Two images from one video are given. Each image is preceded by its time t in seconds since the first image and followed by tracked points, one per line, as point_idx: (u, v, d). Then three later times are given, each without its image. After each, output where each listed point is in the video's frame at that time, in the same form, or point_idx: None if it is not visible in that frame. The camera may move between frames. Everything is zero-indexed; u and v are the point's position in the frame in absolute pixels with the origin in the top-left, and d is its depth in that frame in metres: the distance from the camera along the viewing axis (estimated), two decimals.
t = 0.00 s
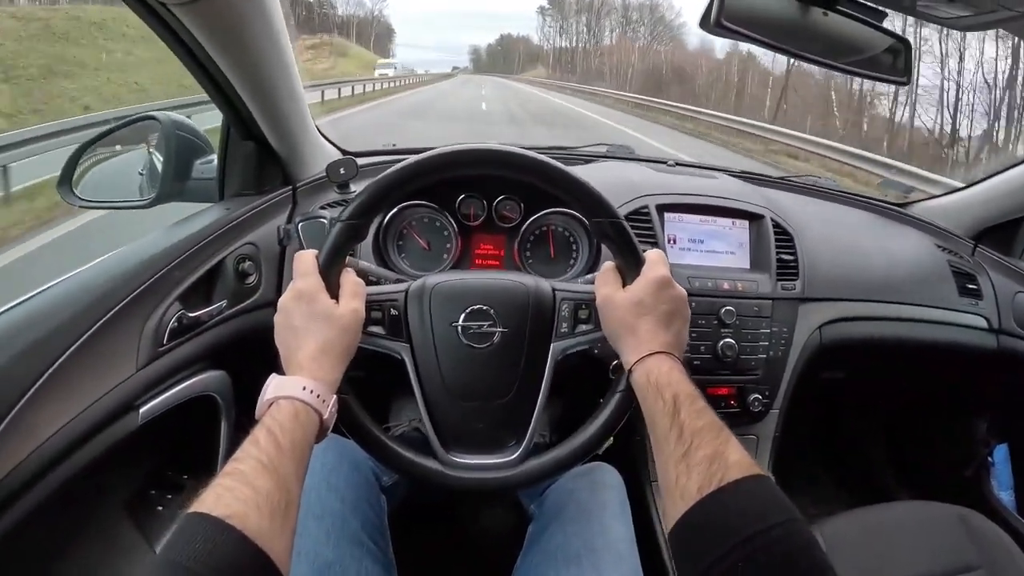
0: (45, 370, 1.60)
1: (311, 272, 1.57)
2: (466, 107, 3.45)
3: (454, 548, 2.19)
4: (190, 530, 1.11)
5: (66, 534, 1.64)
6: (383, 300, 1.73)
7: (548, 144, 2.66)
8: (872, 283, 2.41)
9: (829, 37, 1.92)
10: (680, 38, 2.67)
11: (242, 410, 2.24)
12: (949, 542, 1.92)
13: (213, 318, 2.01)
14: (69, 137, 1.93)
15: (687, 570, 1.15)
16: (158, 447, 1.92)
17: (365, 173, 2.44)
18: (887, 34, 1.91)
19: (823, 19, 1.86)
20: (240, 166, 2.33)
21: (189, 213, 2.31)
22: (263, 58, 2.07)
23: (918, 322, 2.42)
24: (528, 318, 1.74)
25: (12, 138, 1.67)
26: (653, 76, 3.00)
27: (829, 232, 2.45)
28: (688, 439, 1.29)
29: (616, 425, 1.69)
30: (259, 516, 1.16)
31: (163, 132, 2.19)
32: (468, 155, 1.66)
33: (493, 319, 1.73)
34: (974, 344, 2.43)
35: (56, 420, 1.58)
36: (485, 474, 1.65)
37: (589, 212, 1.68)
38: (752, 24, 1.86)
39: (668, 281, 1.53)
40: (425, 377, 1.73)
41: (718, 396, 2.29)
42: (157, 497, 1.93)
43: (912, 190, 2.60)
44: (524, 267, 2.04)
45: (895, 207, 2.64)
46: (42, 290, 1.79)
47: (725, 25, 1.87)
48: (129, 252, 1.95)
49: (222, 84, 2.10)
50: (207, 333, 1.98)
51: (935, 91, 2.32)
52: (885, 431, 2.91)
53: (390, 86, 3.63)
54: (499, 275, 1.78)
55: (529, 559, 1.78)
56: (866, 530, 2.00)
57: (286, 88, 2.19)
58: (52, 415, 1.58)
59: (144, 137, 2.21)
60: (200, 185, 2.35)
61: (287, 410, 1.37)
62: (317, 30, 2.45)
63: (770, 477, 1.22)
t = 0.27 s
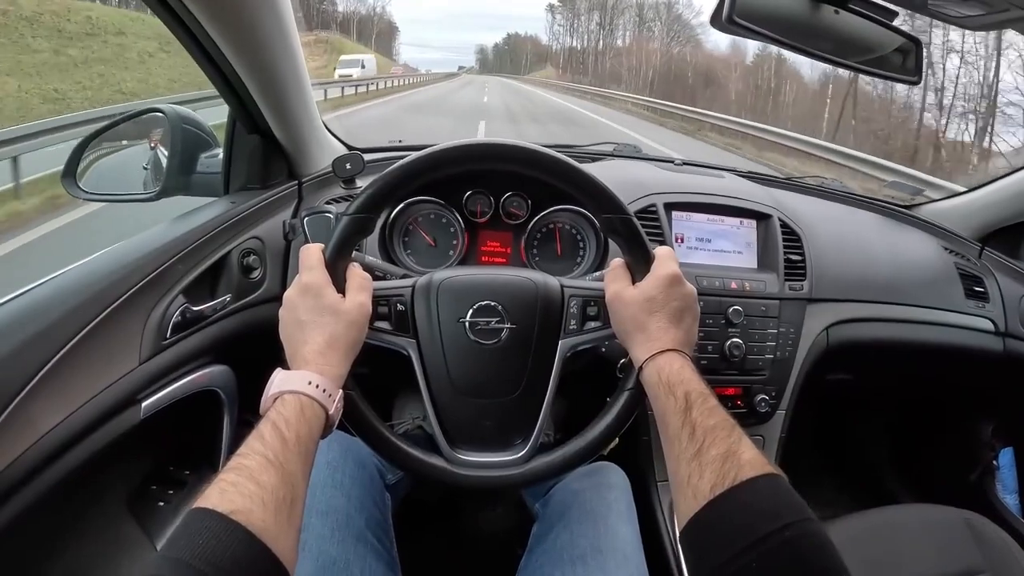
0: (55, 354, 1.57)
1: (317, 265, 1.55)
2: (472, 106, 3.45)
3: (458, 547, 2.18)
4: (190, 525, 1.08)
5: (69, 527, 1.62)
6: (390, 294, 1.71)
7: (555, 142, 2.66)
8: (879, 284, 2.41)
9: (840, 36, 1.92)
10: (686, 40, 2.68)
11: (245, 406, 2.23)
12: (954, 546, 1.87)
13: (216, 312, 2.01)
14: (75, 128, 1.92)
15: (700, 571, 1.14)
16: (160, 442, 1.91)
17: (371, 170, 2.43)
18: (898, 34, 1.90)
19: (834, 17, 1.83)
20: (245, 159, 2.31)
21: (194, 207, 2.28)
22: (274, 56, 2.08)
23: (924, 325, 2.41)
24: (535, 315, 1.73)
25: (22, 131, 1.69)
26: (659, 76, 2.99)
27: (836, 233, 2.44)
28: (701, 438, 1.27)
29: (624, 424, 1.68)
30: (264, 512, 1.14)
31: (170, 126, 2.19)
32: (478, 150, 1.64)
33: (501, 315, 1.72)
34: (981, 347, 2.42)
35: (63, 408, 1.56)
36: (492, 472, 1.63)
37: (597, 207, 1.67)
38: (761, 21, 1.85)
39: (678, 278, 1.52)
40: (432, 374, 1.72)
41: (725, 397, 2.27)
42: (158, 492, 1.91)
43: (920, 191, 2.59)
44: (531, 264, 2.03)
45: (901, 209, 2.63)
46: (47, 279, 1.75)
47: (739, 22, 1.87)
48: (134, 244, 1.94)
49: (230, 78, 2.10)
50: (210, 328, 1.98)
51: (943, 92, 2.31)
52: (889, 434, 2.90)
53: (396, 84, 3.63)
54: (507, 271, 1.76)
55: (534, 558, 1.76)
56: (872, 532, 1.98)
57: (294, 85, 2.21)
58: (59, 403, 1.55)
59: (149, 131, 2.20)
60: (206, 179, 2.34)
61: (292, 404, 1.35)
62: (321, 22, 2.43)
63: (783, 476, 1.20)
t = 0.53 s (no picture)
0: (61, 344, 1.57)
1: (322, 257, 1.55)
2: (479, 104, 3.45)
3: (459, 543, 2.18)
4: (193, 515, 1.08)
5: (71, 517, 1.62)
6: (394, 289, 1.71)
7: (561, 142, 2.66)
8: (883, 289, 2.40)
9: (849, 40, 1.91)
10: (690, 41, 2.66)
11: (247, 400, 2.23)
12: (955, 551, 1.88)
13: (221, 306, 2.01)
14: (83, 120, 1.93)
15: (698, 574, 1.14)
16: (162, 434, 1.91)
17: (378, 166, 2.43)
18: (906, 37, 1.90)
19: (844, 20, 1.84)
20: (253, 154, 2.32)
21: (200, 200, 2.29)
22: (281, 50, 2.09)
23: (928, 330, 2.40)
24: (539, 313, 1.73)
25: (39, 118, 1.71)
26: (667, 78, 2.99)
27: (841, 237, 2.44)
28: (702, 441, 1.27)
29: (624, 424, 1.68)
30: (265, 504, 1.14)
31: (177, 119, 2.18)
32: (484, 148, 1.64)
33: (504, 313, 1.72)
34: (985, 353, 2.42)
35: (67, 398, 1.56)
36: (493, 470, 1.63)
37: (603, 207, 1.67)
38: (769, 23, 1.85)
39: (682, 281, 1.52)
40: (434, 370, 1.72)
41: (727, 398, 2.27)
42: (160, 484, 1.92)
43: (931, 191, 2.57)
44: (535, 263, 2.03)
45: (907, 213, 2.63)
46: (54, 270, 1.75)
47: (746, 23, 1.87)
48: (139, 236, 1.95)
49: (239, 75, 2.10)
50: (214, 321, 1.98)
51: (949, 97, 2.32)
52: (892, 439, 2.89)
53: (402, 81, 3.64)
54: (512, 269, 1.76)
55: (533, 556, 1.76)
56: (872, 536, 1.97)
57: (301, 80, 2.22)
58: (62, 394, 1.55)
59: (157, 123, 2.21)
60: (213, 172, 2.34)
61: (295, 396, 1.36)
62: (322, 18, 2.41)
63: (784, 482, 1.20)
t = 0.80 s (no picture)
0: (65, 339, 1.58)
1: (328, 255, 1.56)
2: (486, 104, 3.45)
3: (460, 542, 2.18)
4: (197, 510, 1.09)
5: (75, 511, 1.63)
6: (399, 288, 1.71)
7: (567, 142, 2.66)
8: (888, 293, 2.40)
9: (856, 44, 1.91)
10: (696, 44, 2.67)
11: (251, 397, 2.24)
12: (952, 557, 1.88)
13: (226, 302, 2.02)
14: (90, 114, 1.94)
15: None
16: (166, 429, 1.92)
17: (384, 164, 2.44)
18: (912, 41, 1.89)
19: (851, 24, 1.84)
20: (259, 151, 2.34)
21: (207, 196, 2.30)
22: (288, 48, 2.10)
23: (932, 335, 2.40)
24: (544, 314, 1.72)
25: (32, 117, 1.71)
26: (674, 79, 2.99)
27: (847, 241, 2.44)
28: (704, 442, 1.28)
29: (627, 427, 1.68)
30: (267, 500, 1.14)
31: (185, 117, 2.21)
32: (488, 148, 1.64)
33: (509, 313, 1.72)
34: (989, 359, 2.41)
35: (72, 392, 1.57)
36: (496, 469, 1.64)
37: (608, 209, 1.67)
38: (777, 26, 1.85)
39: (686, 283, 1.53)
40: (438, 369, 1.73)
41: (730, 401, 2.27)
42: (163, 479, 1.93)
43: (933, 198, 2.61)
44: (540, 264, 2.03)
45: (913, 218, 2.62)
46: (58, 265, 1.74)
47: (754, 27, 1.86)
48: (145, 231, 1.96)
49: (247, 73, 2.11)
50: (220, 317, 1.99)
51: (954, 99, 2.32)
52: (895, 444, 2.88)
53: (406, 79, 3.64)
54: (517, 269, 1.76)
55: (534, 556, 1.77)
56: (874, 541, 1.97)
57: (308, 78, 2.23)
58: (66, 387, 1.56)
59: (165, 120, 2.22)
60: (219, 169, 2.35)
61: (299, 394, 1.36)
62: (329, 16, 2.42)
63: (785, 484, 1.20)
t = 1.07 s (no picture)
0: (72, 337, 1.57)
1: (335, 256, 1.55)
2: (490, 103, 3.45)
3: (466, 542, 2.18)
4: (206, 511, 1.09)
5: (81, 508, 1.63)
6: (406, 287, 1.70)
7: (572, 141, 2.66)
8: (893, 292, 2.40)
9: (863, 44, 1.91)
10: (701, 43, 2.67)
11: (257, 395, 2.24)
12: (957, 557, 1.88)
13: (232, 300, 2.02)
14: (97, 112, 1.94)
15: (709, 569, 1.14)
16: (172, 427, 1.91)
17: (389, 162, 2.44)
18: (919, 41, 1.89)
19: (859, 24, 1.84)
20: (264, 148, 2.34)
21: (212, 194, 2.30)
22: (294, 45, 2.10)
23: (936, 334, 2.40)
24: (552, 312, 1.73)
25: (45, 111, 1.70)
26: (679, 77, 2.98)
27: (852, 240, 2.44)
28: (714, 436, 1.28)
29: (636, 422, 1.68)
30: (275, 502, 1.14)
31: (191, 114, 2.19)
32: (495, 146, 1.64)
33: (517, 311, 1.72)
34: (993, 359, 2.42)
35: (78, 390, 1.56)
36: (505, 467, 1.64)
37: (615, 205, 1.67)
38: (784, 25, 1.85)
39: (694, 278, 1.53)
40: (446, 367, 1.72)
41: (736, 400, 2.27)
42: (169, 477, 1.92)
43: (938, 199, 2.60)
44: (546, 262, 2.04)
45: (917, 217, 2.63)
46: (63, 263, 1.74)
47: (762, 27, 1.86)
48: (151, 228, 1.95)
49: (253, 68, 2.11)
50: (225, 315, 1.99)
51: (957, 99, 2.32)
52: (899, 444, 2.88)
53: (409, 78, 3.65)
54: (524, 267, 1.76)
55: (540, 555, 1.76)
56: (880, 541, 1.97)
57: (314, 75, 2.23)
58: (73, 385, 1.55)
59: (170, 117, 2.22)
60: (225, 167, 2.35)
61: (306, 395, 1.36)
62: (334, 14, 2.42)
63: (795, 477, 1.20)
